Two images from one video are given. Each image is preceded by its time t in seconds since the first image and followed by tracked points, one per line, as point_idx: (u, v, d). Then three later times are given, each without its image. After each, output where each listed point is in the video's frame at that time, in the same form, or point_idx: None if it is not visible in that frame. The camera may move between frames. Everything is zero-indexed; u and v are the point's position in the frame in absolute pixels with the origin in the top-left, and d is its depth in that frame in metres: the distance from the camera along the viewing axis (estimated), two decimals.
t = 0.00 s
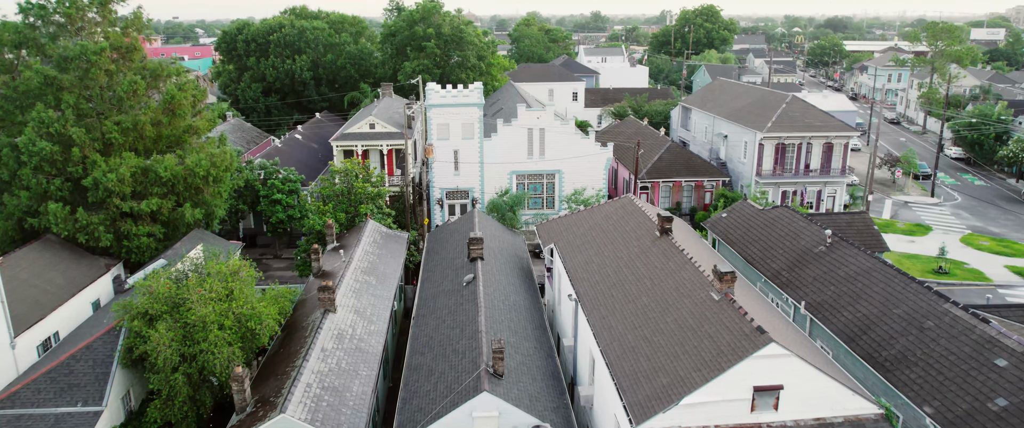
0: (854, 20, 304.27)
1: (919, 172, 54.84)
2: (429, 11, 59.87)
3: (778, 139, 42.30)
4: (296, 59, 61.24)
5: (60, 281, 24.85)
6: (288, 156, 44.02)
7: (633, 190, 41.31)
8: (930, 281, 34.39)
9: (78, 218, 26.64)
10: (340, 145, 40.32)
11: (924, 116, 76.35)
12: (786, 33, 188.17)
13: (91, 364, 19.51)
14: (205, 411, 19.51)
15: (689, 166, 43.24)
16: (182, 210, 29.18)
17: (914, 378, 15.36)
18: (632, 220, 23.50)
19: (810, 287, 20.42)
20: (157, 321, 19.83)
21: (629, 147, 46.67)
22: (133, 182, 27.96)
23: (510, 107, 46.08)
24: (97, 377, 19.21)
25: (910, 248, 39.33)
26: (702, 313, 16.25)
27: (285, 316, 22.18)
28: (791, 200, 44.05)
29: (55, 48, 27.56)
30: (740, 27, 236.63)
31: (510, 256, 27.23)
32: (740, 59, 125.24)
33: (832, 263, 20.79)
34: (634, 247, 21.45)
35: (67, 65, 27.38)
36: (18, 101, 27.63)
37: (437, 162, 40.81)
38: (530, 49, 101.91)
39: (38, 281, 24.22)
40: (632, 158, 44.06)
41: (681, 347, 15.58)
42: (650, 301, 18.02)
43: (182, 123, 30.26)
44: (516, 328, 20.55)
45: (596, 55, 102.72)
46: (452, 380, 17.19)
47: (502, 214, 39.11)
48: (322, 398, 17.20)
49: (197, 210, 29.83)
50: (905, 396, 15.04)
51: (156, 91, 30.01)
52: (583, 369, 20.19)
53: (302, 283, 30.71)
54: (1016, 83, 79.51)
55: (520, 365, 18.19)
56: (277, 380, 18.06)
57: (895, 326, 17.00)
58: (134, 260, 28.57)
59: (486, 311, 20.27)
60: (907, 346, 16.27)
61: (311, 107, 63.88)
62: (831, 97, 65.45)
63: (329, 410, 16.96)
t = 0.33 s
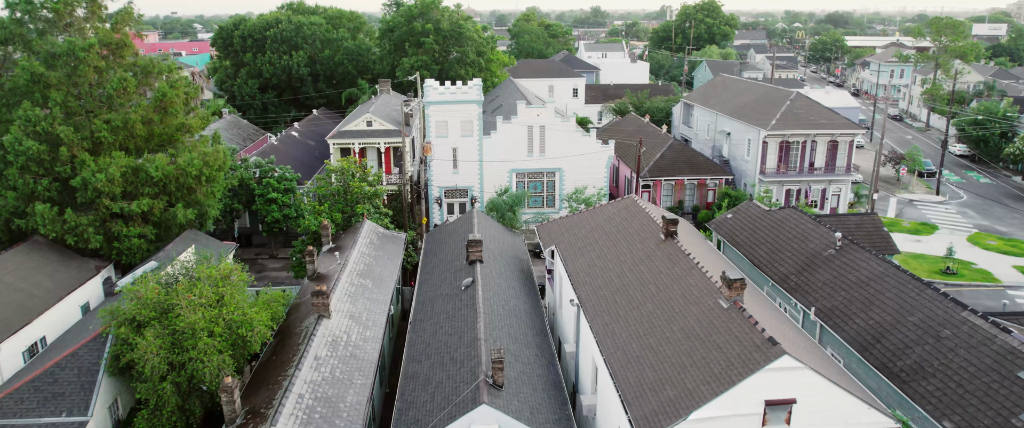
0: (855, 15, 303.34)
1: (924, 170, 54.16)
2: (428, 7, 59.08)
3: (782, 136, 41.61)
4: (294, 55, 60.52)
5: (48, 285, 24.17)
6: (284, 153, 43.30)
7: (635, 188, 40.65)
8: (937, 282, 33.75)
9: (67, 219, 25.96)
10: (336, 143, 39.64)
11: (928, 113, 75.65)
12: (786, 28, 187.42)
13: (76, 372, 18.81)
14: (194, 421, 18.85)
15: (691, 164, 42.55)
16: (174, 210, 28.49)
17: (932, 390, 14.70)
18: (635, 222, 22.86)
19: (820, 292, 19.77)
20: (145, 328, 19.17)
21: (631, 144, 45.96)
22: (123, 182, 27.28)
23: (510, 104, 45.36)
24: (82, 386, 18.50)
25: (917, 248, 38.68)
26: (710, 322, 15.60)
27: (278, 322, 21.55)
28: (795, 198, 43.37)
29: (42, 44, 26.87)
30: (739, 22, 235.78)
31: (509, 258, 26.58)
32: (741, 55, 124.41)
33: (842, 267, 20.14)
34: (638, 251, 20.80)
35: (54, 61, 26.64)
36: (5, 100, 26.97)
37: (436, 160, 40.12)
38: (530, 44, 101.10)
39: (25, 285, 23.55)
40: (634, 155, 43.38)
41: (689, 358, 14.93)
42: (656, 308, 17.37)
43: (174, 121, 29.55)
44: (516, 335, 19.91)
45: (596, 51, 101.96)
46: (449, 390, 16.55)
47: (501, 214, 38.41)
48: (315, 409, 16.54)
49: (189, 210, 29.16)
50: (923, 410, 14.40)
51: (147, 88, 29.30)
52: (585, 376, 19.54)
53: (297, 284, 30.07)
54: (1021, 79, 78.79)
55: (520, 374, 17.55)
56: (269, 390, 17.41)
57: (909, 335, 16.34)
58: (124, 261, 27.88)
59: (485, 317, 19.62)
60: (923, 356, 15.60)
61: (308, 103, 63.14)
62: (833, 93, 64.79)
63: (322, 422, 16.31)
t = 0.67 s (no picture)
0: (855, 11, 302.56)
1: (929, 167, 53.48)
2: (426, 2, 58.27)
3: (786, 134, 40.90)
4: (291, 51, 59.78)
5: (35, 289, 23.51)
6: (280, 151, 42.59)
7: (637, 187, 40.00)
8: (945, 283, 33.11)
9: (55, 221, 25.33)
10: (333, 141, 38.95)
11: (931, 110, 74.91)
12: (786, 24, 186.52)
13: (61, 381, 18.18)
14: None
15: (694, 163, 41.87)
16: (166, 211, 27.84)
17: (951, 404, 14.09)
18: (638, 225, 22.23)
19: (831, 298, 19.15)
20: (133, 335, 18.54)
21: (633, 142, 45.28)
22: (113, 182, 26.60)
23: (510, 101, 44.67)
24: (67, 396, 17.86)
25: (924, 248, 38.02)
26: (719, 332, 14.97)
27: (271, 328, 20.92)
28: (799, 197, 42.70)
29: (29, 41, 26.14)
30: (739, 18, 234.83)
31: (510, 260, 25.94)
32: (742, 51, 123.63)
33: (853, 272, 19.51)
34: (642, 255, 20.16)
35: (41, 58, 25.91)
36: None
37: (434, 159, 39.44)
38: (530, 41, 100.26)
39: (11, 289, 22.90)
40: (635, 153, 42.70)
41: (697, 370, 14.33)
42: (662, 316, 16.76)
43: (166, 120, 28.88)
44: (517, 342, 19.29)
45: (596, 47, 101.12)
46: (447, 402, 15.93)
47: (501, 213, 37.69)
48: (307, 422, 15.92)
49: (181, 211, 28.50)
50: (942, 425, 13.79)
51: (138, 86, 28.60)
52: (588, 385, 18.93)
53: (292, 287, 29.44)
54: None
55: (521, 384, 16.94)
56: (260, 402, 16.79)
57: (926, 345, 15.72)
58: (115, 264, 27.23)
59: (485, 324, 18.99)
60: (941, 368, 14.98)
61: (305, 100, 62.41)
62: (836, 90, 64.07)
63: None
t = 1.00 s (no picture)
0: (857, 6, 301.26)
1: (934, 165, 52.73)
2: None
3: (791, 132, 40.16)
4: (288, 47, 58.91)
5: (21, 293, 22.73)
6: (276, 149, 41.79)
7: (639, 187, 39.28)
8: (954, 285, 32.33)
9: (41, 223, 24.59)
10: (329, 139, 38.17)
11: (935, 106, 74.12)
12: (786, 19, 185.57)
13: (42, 393, 17.43)
14: None
15: (697, 161, 41.12)
16: (157, 212, 27.10)
17: (974, 422, 13.37)
18: (641, 228, 21.52)
19: (843, 306, 18.43)
20: (118, 345, 17.84)
21: (634, 140, 44.52)
22: (102, 183, 25.86)
23: (509, 98, 43.89)
24: (48, 408, 17.10)
25: (932, 248, 37.28)
26: (730, 347, 14.25)
27: (262, 336, 20.24)
28: (803, 196, 41.97)
29: (14, 37, 25.28)
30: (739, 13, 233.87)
31: (509, 264, 25.22)
32: (743, 47, 122.79)
33: (867, 278, 18.78)
34: (647, 260, 19.43)
35: (26, 55, 25.06)
36: None
37: (432, 157, 38.69)
38: (530, 36, 99.38)
39: None
40: (637, 152, 41.94)
41: (707, 386, 13.62)
42: (669, 327, 16.05)
43: (156, 119, 28.07)
44: (517, 351, 18.59)
45: (597, 42, 100.24)
46: (444, 417, 15.24)
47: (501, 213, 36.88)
48: None
49: (172, 212, 27.74)
50: None
51: (127, 84, 27.77)
52: (591, 396, 18.22)
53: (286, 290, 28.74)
54: None
55: (522, 398, 16.24)
56: (249, 416, 16.11)
57: (946, 358, 15.00)
58: (104, 267, 26.48)
59: (484, 333, 18.28)
60: (964, 382, 14.26)
61: (302, 97, 61.62)
62: (840, 86, 63.29)
63: None
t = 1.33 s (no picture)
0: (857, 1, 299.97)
1: (940, 163, 51.89)
2: None
3: (797, 130, 39.31)
4: (284, 43, 57.99)
5: (3, 299, 21.92)
6: (271, 148, 40.97)
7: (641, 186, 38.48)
8: (964, 288, 31.54)
9: (25, 226, 23.81)
10: (324, 138, 37.34)
11: (939, 103, 73.24)
12: (787, 15, 184.30)
13: (20, 408, 16.66)
14: None
15: (701, 160, 40.30)
16: (146, 214, 26.31)
17: None
18: (646, 233, 20.75)
19: (858, 315, 17.66)
20: (100, 356, 17.06)
21: (637, 138, 43.69)
22: (88, 184, 25.04)
23: (509, 96, 43.06)
24: (26, 423, 16.34)
25: (941, 249, 36.48)
26: (743, 365, 13.49)
27: (252, 346, 19.49)
28: (809, 196, 41.15)
29: None
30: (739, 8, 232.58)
31: (509, 268, 24.44)
32: (745, 43, 121.75)
33: (883, 286, 18.01)
34: (652, 267, 18.64)
35: (9, 53, 24.21)
36: None
37: (431, 156, 37.87)
38: (529, 32, 98.34)
39: None
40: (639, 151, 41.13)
41: (718, 406, 12.86)
42: (677, 340, 15.29)
43: (146, 118, 27.25)
44: (517, 363, 17.84)
45: (597, 38, 99.15)
46: None
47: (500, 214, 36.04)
48: None
49: (162, 215, 26.94)
50: None
51: (115, 82, 26.92)
52: (594, 409, 17.45)
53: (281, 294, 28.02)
54: None
55: (522, 414, 15.47)
56: None
57: (970, 374, 14.24)
58: (91, 271, 25.69)
59: (483, 344, 17.51)
60: (990, 399, 13.50)
61: (299, 94, 60.75)
62: (843, 83, 62.44)
63: None
